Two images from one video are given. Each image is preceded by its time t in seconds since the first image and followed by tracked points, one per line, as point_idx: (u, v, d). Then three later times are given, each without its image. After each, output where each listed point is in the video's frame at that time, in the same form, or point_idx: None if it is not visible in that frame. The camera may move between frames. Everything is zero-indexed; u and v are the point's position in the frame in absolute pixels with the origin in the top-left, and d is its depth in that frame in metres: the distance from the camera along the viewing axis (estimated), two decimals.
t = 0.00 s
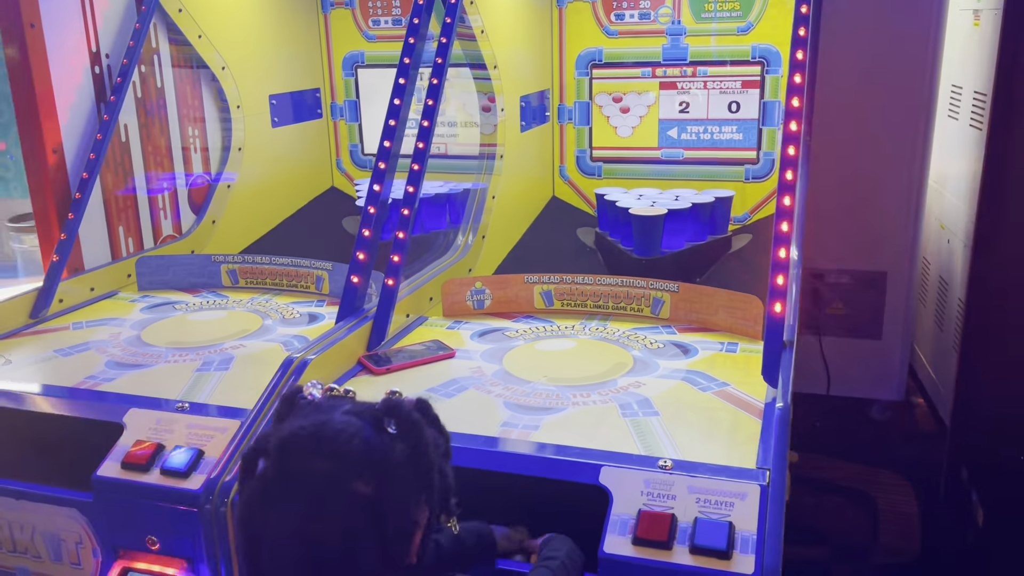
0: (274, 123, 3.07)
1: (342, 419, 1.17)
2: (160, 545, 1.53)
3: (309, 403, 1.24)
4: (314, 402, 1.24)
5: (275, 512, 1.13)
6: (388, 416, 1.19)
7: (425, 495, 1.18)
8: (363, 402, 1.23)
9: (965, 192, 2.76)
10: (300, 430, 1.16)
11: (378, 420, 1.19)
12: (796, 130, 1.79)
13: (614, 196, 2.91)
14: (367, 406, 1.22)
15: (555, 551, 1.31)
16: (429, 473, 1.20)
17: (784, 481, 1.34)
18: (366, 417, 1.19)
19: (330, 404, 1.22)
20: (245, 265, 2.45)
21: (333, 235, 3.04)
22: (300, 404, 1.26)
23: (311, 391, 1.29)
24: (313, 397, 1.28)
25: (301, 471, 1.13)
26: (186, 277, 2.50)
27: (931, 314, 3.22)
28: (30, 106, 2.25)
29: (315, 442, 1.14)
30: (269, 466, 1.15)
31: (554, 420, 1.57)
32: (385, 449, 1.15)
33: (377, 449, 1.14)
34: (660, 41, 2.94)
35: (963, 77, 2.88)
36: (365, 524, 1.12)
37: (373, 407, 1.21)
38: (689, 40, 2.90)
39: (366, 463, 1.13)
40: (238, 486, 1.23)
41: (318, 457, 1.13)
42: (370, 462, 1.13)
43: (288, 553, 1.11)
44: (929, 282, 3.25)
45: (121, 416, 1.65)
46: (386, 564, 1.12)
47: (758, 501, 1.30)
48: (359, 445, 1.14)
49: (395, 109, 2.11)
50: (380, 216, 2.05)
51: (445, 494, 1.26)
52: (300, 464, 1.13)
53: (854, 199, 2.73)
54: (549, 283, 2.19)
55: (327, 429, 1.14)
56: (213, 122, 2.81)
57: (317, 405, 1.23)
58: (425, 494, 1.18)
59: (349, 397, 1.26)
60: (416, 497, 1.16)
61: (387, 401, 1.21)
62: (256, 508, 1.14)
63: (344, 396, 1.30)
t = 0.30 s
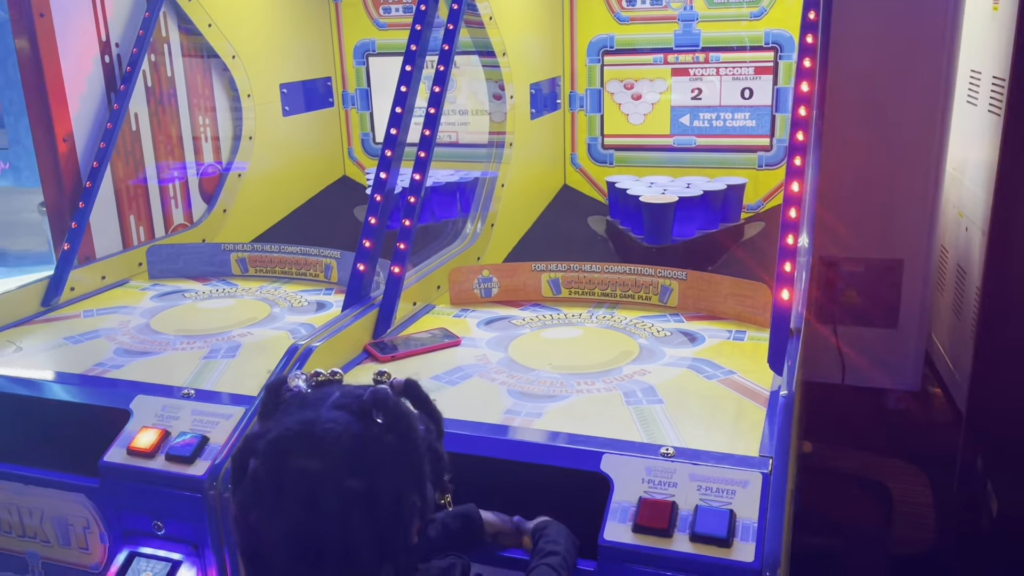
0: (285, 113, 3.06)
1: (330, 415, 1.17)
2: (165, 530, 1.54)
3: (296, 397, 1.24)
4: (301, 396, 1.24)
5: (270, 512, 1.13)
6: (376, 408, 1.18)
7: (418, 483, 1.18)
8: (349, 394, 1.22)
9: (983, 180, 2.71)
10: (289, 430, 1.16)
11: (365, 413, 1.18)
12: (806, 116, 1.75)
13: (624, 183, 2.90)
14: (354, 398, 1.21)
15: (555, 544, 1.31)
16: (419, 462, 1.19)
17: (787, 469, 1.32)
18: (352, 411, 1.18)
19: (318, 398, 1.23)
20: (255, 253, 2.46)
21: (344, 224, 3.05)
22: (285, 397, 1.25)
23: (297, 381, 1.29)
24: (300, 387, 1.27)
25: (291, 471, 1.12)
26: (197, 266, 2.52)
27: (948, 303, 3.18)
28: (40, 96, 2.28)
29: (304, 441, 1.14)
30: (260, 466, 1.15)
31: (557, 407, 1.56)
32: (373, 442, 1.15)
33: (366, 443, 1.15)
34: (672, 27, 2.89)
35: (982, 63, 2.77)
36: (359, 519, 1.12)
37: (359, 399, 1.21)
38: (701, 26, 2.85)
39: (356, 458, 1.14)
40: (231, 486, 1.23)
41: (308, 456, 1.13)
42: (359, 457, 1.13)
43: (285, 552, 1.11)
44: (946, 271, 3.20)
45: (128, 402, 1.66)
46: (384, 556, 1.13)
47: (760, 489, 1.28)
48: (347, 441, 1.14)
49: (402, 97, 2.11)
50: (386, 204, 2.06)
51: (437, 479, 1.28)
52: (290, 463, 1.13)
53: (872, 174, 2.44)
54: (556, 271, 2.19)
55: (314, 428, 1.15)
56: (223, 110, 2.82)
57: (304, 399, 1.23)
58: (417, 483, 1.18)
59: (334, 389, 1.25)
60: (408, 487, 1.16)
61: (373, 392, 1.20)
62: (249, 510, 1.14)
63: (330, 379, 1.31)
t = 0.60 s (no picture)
0: (297, 99, 3.05)
1: (337, 409, 1.17)
2: (177, 513, 1.56)
3: (300, 390, 1.24)
4: (305, 387, 1.24)
5: (285, 508, 1.13)
6: (381, 400, 1.18)
7: (427, 467, 1.19)
8: (352, 385, 1.21)
9: (1003, 161, 2.65)
10: (297, 428, 1.15)
11: (371, 404, 1.18)
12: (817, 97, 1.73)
13: (637, 167, 2.86)
14: (358, 388, 1.21)
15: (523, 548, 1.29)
16: (428, 448, 1.20)
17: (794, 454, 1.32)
18: (357, 403, 1.18)
19: (323, 390, 1.22)
20: (267, 239, 2.48)
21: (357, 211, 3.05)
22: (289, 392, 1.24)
23: (299, 371, 1.28)
24: (303, 378, 1.27)
25: (304, 469, 1.13)
26: (210, 253, 2.54)
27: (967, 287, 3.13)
28: (52, 83, 2.30)
29: (313, 438, 1.13)
30: (272, 464, 1.15)
31: (564, 392, 1.56)
32: (381, 434, 1.15)
33: (375, 436, 1.15)
34: (685, 9, 2.87)
35: (1003, 41, 2.71)
36: (373, 510, 1.13)
37: (363, 390, 1.20)
38: (715, 8, 2.82)
39: (366, 451, 1.14)
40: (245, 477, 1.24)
41: (318, 453, 1.13)
42: (369, 449, 1.14)
43: (303, 547, 1.13)
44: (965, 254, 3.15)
45: (141, 387, 1.68)
46: (400, 542, 1.15)
47: (766, 473, 1.28)
48: (356, 436, 1.14)
49: (411, 82, 2.11)
50: (395, 190, 2.06)
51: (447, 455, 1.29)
52: (301, 462, 1.13)
53: (890, 161, 2.40)
54: (567, 256, 2.18)
55: (322, 425, 1.14)
56: (236, 97, 2.82)
57: (308, 392, 1.23)
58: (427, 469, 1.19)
59: (337, 379, 1.25)
60: (420, 474, 1.17)
61: (377, 383, 1.19)
62: (264, 506, 1.15)
63: (336, 366, 1.31)
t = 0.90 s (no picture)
0: (303, 68, 3.04)
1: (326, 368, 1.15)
2: (187, 482, 1.57)
3: (291, 348, 1.22)
4: (295, 345, 1.23)
5: (271, 464, 1.13)
6: (370, 360, 1.15)
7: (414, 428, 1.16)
8: (341, 344, 1.19)
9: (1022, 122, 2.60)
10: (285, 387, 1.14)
11: (360, 364, 1.15)
12: (829, 57, 1.66)
13: (647, 133, 2.81)
14: (348, 347, 1.18)
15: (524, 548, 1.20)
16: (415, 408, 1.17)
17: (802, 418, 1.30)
18: (346, 363, 1.16)
19: (313, 348, 1.21)
20: (275, 211, 2.47)
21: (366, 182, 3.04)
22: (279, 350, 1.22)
23: (290, 330, 1.28)
24: (293, 335, 1.26)
25: (290, 426, 1.11)
26: (217, 225, 2.54)
27: (984, 252, 3.08)
28: (54, 56, 2.28)
29: (300, 397, 1.12)
30: (259, 421, 1.14)
31: (571, 358, 1.55)
32: (368, 394, 1.13)
33: (362, 396, 1.12)
34: None
35: None
36: (358, 470, 1.12)
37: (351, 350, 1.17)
38: None
39: (353, 412, 1.12)
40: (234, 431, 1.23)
41: (305, 412, 1.11)
42: (355, 409, 1.12)
43: (290, 505, 1.14)
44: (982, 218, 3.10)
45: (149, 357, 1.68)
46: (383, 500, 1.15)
47: (773, 438, 1.26)
48: (342, 395, 1.12)
49: (414, 49, 2.07)
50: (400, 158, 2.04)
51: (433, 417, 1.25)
52: (288, 419, 1.12)
53: (907, 130, 2.52)
54: (574, 224, 2.16)
55: (308, 384, 1.13)
56: (241, 67, 2.83)
57: (298, 350, 1.21)
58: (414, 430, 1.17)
59: (326, 338, 1.22)
60: (406, 435, 1.15)
61: (365, 342, 1.17)
62: (252, 462, 1.15)
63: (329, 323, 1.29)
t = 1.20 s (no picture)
0: (308, 40, 2.89)
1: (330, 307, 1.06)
2: (193, 454, 1.58)
3: (288, 287, 1.11)
4: (291, 283, 1.11)
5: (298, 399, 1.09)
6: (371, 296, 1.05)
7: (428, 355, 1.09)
8: (338, 274, 1.08)
9: None
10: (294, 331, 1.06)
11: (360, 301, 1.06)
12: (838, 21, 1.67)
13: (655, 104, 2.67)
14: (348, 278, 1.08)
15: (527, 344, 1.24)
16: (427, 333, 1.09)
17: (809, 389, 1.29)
18: (348, 298, 1.06)
19: (310, 286, 1.09)
20: (280, 183, 2.46)
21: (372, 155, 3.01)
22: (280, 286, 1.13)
23: (287, 272, 1.14)
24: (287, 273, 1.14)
25: (306, 368, 1.06)
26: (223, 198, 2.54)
27: (999, 221, 3.03)
28: (56, 28, 2.27)
29: (310, 340, 1.05)
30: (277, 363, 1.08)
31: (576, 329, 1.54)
32: (377, 333, 1.05)
33: (373, 330, 1.05)
34: None
35: None
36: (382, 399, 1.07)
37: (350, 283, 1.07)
38: None
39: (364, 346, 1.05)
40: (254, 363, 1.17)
41: (317, 354, 1.05)
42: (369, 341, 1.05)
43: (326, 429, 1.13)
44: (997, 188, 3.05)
45: (153, 331, 1.68)
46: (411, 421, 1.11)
47: (779, 408, 1.25)
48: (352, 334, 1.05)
49: (417, 17, 2.04)
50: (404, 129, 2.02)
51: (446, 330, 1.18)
52: (303, 362, 1.05)
53: (922, 98, 2.60)
54: (581, 195, 2.13)
55: (315, 329, 1.04)
56: (246, 40, 2.79)
57: (297, 288, 1.10)
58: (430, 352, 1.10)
59: (324, 268, 1.10)
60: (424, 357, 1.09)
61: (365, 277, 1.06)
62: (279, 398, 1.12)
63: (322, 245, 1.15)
